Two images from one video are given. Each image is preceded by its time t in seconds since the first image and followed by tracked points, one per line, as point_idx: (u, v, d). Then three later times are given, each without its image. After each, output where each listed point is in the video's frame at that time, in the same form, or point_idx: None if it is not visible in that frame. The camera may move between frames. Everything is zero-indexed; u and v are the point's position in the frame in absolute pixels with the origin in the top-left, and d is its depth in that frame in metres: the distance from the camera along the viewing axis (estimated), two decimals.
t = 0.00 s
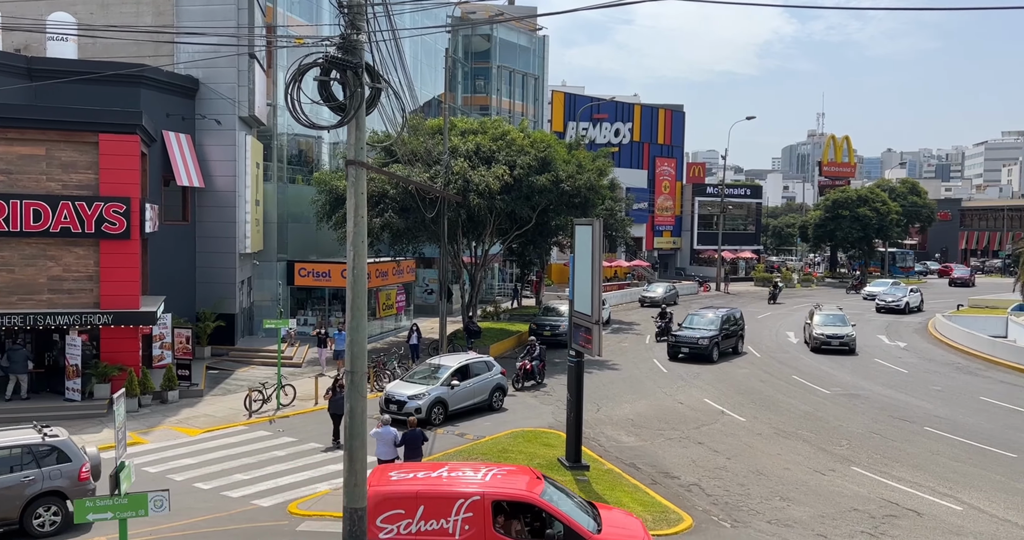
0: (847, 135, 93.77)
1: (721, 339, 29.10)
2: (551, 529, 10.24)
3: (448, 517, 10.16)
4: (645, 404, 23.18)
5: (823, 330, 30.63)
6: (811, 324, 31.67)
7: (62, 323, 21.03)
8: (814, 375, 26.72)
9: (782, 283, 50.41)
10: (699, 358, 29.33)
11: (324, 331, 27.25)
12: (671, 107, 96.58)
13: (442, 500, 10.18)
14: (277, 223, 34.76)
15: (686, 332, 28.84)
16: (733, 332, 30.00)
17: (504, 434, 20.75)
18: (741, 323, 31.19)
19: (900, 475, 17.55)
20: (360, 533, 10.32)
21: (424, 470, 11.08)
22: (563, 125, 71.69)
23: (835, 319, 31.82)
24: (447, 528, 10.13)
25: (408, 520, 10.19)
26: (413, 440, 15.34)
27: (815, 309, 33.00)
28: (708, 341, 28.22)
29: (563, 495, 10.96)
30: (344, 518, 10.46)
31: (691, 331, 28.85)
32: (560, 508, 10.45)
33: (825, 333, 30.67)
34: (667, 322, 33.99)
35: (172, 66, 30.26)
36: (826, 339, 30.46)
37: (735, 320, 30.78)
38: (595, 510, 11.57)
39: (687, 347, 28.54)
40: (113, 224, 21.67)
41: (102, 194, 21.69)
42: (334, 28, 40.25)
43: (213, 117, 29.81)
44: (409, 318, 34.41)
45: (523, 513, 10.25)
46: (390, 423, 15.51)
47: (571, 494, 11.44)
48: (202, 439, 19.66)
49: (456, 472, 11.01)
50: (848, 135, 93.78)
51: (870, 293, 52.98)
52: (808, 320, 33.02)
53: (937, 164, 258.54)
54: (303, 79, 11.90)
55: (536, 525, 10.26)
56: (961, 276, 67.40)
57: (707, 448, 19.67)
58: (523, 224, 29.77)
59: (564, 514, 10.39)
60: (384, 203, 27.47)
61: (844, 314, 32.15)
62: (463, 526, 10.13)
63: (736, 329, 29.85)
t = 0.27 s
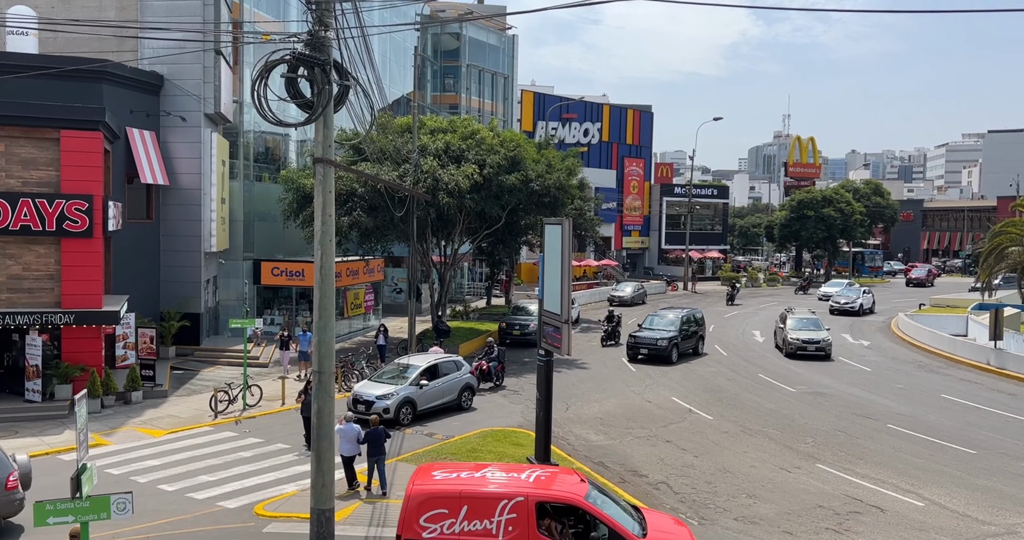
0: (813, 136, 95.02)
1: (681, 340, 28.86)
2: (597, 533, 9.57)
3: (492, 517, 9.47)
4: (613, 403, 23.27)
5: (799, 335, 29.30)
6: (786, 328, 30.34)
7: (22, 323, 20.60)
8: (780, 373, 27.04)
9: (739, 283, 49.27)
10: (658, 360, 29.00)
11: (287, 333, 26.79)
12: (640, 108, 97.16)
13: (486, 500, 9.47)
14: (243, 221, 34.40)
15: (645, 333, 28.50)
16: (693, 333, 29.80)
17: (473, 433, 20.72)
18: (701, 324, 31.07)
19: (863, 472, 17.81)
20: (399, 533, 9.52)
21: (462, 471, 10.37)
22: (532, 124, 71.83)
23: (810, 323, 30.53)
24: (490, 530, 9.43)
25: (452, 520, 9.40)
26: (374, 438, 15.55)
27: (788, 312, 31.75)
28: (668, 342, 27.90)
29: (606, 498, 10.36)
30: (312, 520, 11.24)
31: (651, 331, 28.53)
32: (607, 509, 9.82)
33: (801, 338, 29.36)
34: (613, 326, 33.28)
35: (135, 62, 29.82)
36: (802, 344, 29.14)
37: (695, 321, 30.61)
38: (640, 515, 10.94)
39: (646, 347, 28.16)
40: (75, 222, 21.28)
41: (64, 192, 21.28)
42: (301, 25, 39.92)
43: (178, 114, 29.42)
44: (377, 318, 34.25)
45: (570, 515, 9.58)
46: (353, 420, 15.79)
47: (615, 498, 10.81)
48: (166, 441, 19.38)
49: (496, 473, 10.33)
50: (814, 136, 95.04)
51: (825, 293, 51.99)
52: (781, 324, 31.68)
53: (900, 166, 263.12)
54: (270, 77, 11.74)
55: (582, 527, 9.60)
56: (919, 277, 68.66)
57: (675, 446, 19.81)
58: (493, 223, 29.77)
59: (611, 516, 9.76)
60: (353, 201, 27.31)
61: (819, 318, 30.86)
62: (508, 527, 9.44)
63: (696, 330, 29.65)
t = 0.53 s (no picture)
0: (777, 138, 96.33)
1: (640, 342, 28.76)
2: None
3: (543, 520, 9.25)
4: (580, 403, 23.38)
5: (777, 341, 28.17)
6: (761, 334, 29.19)
7: None
8: (745, 372, 27.34)
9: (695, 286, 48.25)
10: (617, 363, 28.80)
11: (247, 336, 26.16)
12: (608, 109, 97.72)
13: (538, 503, 9.24)
14: (207, 221, 33.96)
15: (604, 335, 28.34)
16: (653, 335, 29.72)
17: (440, 434, 20.68)
18: (661, 326, 31.02)
19: (826, 470, 18.09)
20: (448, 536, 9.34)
21: (513, 473, 10.15)
22: (500, 125, 71.88)
23: (785, 329, 29.45)
24: (541, 533, 9.21)
25: (501, 522, 9.19)
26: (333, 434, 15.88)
27: (760, 318, 30.67)
28: (627, 344, 27.75)
29: (658, 504, 10.04)
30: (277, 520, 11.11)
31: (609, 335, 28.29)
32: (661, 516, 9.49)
33: (778, 344, 28.25)
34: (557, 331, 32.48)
35: (96, 58, 29.31)
36: (780, 351, 28.01)
37: (655, 322, 30.53)
38: (694, 523, 10.62)
39: (605, 350, 27.99)
40: (34, 221, 20.86)
41: (22, 190, 20.83)
42: (266, 23, 39.56)
43: (141, 112, 28.98)
44: (344, 318, 34.02)
45: (622, 520, 9.27)
46: (312, 422, 16.17)
47: (669, 506, 10.50)
48: (127, 443, 19.05)
49: (547, 475, 10.06)
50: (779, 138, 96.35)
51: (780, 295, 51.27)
52: (754, 330, 30.53)
53: (863, 168, 267.62)
54: (235, 74, 11.58)
55: (633, 533, 9.30)
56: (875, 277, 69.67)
57: (641, 446, 19.95)
58: (460, 223, 29.76)
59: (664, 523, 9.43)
60: (319, 200, 27.08)
61: (793, 324, 29.79)
62: (559, 531, 9.20)
63: (656, 332, 29.56)
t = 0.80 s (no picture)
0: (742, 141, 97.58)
1: (601, 344, 28.60)
2: None
3: (603, 526, 9.26)
4: (547, 403, 23.45)
5: (757, 350, 27.11)
6: (739, 341, 28.09)
7: None
8: (710, 373, 27.64)
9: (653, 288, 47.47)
10: (578, 365, 28.59)
11: (203, 341, 25.37)
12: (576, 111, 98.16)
13: (599, 508, 9.27)
14: (169, 221, 33.41)
15: (564, 338, 28.15)
16: (614, 337, 29.58)
17: (407, 436, 20.60)
18: (623, 328, 30.90)
19: (789, 469, 18.36)
20: None
21: (572, 478, 10.16)
22: (468, 126, 71.84)
23: (763, 336, 28.42)
24: None
25: (561, 527, 9.21)
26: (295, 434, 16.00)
27: (736, 323, 29.60)
28: (586, 346, 27.55)
29: (720, 514, 9.94)
30: (242, 523, 11.00)
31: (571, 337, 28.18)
32: (723, 524, 9.42)
33: (758, 353, 27.19)
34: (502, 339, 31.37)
35: (56, 55, 28.72)
36: (760, 360, 26.96)
37: (617, 324, 30.38)
38: (756, 532, 10.46)
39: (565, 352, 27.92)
40: None
41: None
42: (231, 21, 39.07)
43: (102, 110, 28.44)
44: (309, 319, 33.70)
45: (683, 528, 9.25)
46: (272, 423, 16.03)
47: (729, 515, 10.38)
48: (88, 446, 18.69)
49: (607, 481, 10.06)
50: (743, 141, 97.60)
51: (736, 299, 50.77)
52: (731, 336, 29.42)
53: (825, 171, 272.23)
54: (199, 74, 11.44)
55: None
56: (831, 279, 70.81)
57: (608, 446, 20.08)
58: (428, 225, 29.66)
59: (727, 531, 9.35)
60: (284, 200, 26.81)
61: (771, 330, 28.79)
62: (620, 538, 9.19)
63: (616, 334, 29.39)
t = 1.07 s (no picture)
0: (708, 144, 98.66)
1: (564, 348, 28.39)
2: None
3: (674, 534, 9.06)
4: (517, 405, 23.48)
5: (742, 360, 25.83)
6: (722, 349, 26.79)
7: None
8: (677, 374, 27.88)
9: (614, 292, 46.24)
10: (541, 369, 28.32)
11: (163, 345, 24.73)
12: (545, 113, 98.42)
13: (671, 515, 9.10)
14: (133, 222, 32.83)
15: (527, 340, 27.89)
16: (578, 340, 29.37)
17: (375, 439, 20.49)
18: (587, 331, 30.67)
19: (756, 469, 18.59)
20: None
21: (640, 484, 9.98)
22: (437, 127, 71.69)
23: (745, 343, 27.19)
24: None
25: (630, 532, 9.07)
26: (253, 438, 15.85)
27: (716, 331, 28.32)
28: (549, 349, 27.31)
29: (795, 527, 9.64)
30: (208, 528, 10.84)
31: (534, 340, 27.83)
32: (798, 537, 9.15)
33: (743, 362, 25.93)
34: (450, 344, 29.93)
35: (16, 53, 28.12)
36: (746, 370, 25.67)
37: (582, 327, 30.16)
38: None
39: (529, 355, 27.59)
40: None
41: None
42: (197, 20, 38.57)
43: (64, 109, 27.90)
44: (277, 321, 33.34)
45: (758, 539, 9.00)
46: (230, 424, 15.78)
47: (800, 528, 10.09)
48: (49, 451, 18.28)
49: (677, 489, 9.85)
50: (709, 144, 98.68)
51: (696, 302, 51.29)
52: (711, 344, 28.13)
53: (790, 174, 276.36)
54: (164, 73, 11.25)
55: None
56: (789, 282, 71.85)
57: (576, 447, 20.14)
58: (397, 226, 29.52)
59: None
60: (250, 202, 26.46)
61: (753, 337, 27.56)
62: None
63: (581, 337, 29.17)
